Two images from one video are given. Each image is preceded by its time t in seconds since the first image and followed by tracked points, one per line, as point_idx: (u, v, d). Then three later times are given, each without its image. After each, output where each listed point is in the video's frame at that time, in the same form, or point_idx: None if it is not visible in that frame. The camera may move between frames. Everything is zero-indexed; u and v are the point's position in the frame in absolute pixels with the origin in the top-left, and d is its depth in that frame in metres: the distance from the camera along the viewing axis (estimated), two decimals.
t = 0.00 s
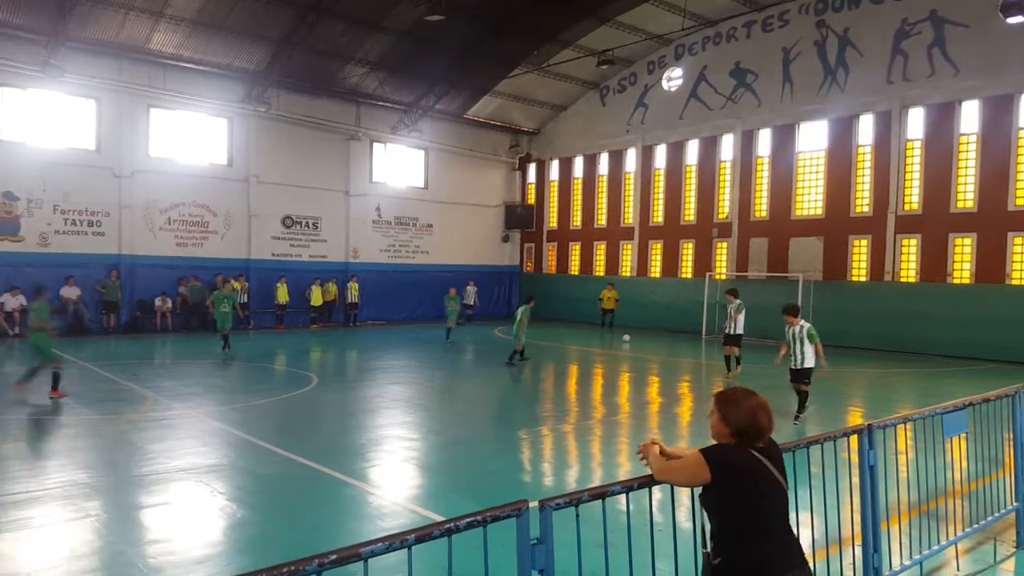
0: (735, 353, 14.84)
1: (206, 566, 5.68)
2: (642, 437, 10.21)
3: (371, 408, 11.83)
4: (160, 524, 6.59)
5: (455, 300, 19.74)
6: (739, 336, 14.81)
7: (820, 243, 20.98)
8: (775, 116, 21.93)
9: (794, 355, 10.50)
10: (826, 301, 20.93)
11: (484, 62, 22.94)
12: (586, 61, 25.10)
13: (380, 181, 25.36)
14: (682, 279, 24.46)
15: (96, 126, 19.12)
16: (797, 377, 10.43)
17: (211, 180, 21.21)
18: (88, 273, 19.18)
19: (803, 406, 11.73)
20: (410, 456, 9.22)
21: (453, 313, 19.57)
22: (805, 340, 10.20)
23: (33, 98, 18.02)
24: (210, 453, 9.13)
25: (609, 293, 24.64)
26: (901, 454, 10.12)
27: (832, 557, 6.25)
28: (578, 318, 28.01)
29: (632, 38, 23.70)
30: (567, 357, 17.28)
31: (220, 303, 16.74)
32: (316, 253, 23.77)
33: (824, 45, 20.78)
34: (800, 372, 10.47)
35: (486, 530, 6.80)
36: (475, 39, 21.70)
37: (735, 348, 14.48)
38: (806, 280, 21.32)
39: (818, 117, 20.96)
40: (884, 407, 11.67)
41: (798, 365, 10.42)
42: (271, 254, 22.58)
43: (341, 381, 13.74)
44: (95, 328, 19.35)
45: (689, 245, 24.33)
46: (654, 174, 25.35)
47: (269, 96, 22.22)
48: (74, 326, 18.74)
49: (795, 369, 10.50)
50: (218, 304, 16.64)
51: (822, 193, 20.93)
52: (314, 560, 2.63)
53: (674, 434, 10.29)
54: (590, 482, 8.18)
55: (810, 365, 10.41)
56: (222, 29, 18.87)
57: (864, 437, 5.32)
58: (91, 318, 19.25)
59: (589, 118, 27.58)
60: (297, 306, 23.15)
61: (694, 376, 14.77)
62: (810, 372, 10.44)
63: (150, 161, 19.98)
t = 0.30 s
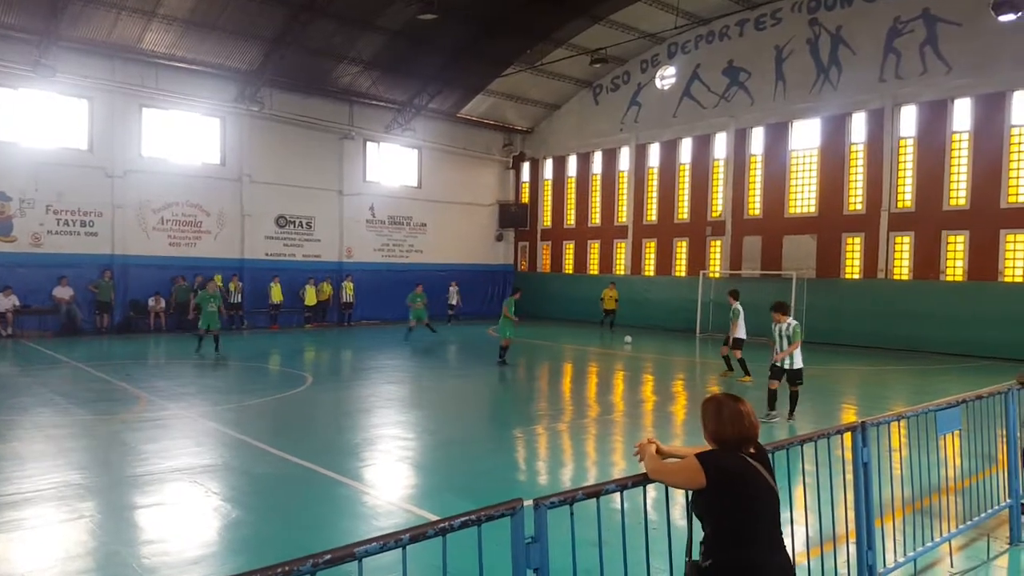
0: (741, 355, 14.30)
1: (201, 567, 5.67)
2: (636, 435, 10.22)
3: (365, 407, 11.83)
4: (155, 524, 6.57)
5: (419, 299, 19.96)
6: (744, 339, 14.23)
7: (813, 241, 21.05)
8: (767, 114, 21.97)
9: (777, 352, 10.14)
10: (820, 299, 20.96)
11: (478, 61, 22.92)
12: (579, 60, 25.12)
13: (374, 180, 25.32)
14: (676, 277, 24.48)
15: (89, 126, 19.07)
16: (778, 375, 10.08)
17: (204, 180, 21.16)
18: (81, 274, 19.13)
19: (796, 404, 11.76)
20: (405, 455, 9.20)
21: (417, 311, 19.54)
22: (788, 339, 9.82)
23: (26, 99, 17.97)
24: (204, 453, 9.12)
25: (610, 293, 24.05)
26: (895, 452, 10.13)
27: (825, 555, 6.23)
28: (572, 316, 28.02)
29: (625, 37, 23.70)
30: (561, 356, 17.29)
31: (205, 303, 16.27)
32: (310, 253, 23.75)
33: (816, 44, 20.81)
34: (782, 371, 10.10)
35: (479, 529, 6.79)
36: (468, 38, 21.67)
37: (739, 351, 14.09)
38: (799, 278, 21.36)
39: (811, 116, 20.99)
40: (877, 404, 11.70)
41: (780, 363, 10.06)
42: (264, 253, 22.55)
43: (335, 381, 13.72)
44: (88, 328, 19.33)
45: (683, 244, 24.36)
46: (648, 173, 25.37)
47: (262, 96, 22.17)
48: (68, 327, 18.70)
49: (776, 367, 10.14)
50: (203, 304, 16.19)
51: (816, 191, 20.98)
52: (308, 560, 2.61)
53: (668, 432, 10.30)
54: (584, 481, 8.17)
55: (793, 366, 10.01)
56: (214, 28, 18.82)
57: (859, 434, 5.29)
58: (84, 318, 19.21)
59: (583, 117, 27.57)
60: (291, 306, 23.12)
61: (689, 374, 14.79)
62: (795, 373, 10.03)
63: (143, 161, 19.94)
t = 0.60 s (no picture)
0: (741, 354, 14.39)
1: (198, 567, 5.67)
2: (632, 434, 10.23)
3: (362, 407, 11.83)
4: (152, 525, 6.57)
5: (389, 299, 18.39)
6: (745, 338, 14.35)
7: (809, 240, 21.09)
8: (763, 113, 21.99)
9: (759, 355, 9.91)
10: (817, 297, 20.99)
11: (474, 60, 22.93)
12: (575, 60, 25.15)
13: (370, 180, 25.31)
14: (673, 276, 24.50)
15: (84, 126, 19.04)
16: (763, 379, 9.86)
17: (200, 180, 21.13)
18: (77, 274, 19.10)
19: (792, 402, 11.79)
20: (401, 455, 9.20)
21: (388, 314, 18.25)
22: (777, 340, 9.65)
23: (21, 99, 17.94)
24: (201, 453, 9.11)
25: (613, 292, 23.57)
26: (891, 450, 10.13)
27: (821, 554, 6.22)
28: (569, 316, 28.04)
29: (620, 36, 23.72)
30: (557, 355, 17.29)
31: (184, 307, 16.20)
32: (306, 252, 23.74)
33: (811, 42, 20.84)
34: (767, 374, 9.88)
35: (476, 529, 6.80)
36: (464, 37, 21.67)
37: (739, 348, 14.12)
38: (796, 277, 21.41)
39: (807, 115, 21.01)
40: (872, 403, 11.72)
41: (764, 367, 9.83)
42: (260, 253, 22.53)
43: (332, 381, 13.71)
44: (84, 329, 19.31)
45: (679, 243, 24.38)
46: (644, 172, 25.39)
47: (257, 96, 22.14)
48: (63, 328, 18.68)
49: (759, 370, 9.92)
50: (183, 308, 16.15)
51: (811, 190, 21.01)
52: (304, 560, 2.60)
53: (663, 431, 10.32)
54: (581, 480, 8.19)
55: (777, 368, 9.85)
56: (209, 28, 18.79)
57: (854, 433, 5.28)
58: (80, 318, 19.20)
59: (579, 116, 27.56)
60: (287, 306, 23.10)
61: (685, 373, 14.80)
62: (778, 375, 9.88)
63: (138, 161, 19.92)
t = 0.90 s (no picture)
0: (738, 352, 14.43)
1: (195, 567, 5.66)
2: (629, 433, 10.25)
3: (359, 407, 11.82)
4: (147, 526, 6.55)
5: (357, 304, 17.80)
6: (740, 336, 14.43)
7: (804, 238, 21.15)
8: (758, 112, 22.03)
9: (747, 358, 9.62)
10: (812, 295, 21.03)
11: (470, 58, 22.91)
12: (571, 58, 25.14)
13: (365, 179, 25.27)
14: (668, 274, 24.54)
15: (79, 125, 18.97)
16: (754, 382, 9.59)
17: (194, 179, 21.05)
18: (71, 275, 19.03)
19: (788, 400, 11.81)
20: (398, 454, 9.19)
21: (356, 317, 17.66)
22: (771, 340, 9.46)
23: (15, 99, 17.86)
24: (196, 453, 9.09)
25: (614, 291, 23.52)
26: (887, 448, 10.16)
27: (817, 551, 6.23)
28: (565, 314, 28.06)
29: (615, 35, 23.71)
30: (554, 354, 17.30)
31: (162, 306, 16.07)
32: (301, 252, 23.68)
33: (807, 41, 20.87)
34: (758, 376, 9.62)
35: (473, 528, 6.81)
36: (460, 36, 21.65)
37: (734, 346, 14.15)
38: (791, 274, 21.47)
39: (802, 113, 21.05)
40: (868, 400, 11.76)
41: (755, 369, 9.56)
42: (256, 253, 22.47)
43: (329, 381, 13.69)
44: (79, 329, 19.26)
45: (675, 241, 24.42)
46: (640, 170, 25.40)
47: (252, 95, 22.07)
48: (58, 328, 18.60)
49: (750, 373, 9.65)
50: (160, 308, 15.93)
51: (807, 188, 21.04)
52: (301, 560, 2.59)
53: (660, 429, 10.33)
54: (578, 478, 8.20)
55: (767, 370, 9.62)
56: (204, 27, 18.72)
57: (851, 430, 5.27)
58: (75, 319, 19.14)
59: (575, 114, 27.53)
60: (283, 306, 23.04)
61: (681, 371, 14.83)
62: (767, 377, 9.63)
63: (133, 161, 19.85)
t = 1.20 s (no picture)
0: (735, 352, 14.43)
1: (193, 569, 5.65)
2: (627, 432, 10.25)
3: (357, 407, 11.82)
4: (147, 528, 6.54)
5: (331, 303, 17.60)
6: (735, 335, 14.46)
7: (802, 237, 21.17)
8: (755, 111, 22.06)
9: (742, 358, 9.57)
10: (811, 294, 21.01)
11: (467, 59, 22.93)
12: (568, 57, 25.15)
13: (363, 180, 25.29)
14: (667, 274, 24.55)
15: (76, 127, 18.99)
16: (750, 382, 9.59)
17: (192, 181, 21.06)
18: (70, 276, 19.04)
19: (787, 399, 11.81)
20: (397, 455, 9.18)
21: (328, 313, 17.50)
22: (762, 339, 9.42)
23: (12, 101, 17.88)
24: (195, 455, 9.08)
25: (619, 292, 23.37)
26: (886, 447, 10.14)
27: (815, 552, 6.21)
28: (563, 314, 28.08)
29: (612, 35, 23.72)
30: (552, 353, 17.31)
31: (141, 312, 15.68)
32: (299, 253, 23.70)
33: (803, 40, 20.90)
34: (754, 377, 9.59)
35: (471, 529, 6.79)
36: (457, 36, 21.66)
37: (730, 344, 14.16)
38: (790, 273, 21.48)
39: (799, 112, 21.06)
40: (867, 399, 11.75)
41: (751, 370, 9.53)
42: (254, 254, 22.49)
43: (327, 381, 13.70)
44: (77, 331, 19.27)
45: (673, 240, 24.43)
46: (638, 170, 25.42)
47: (249, 96, 22.09)
48: (57, 330, 18.60)
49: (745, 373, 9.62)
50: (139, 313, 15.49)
51: (804, 187, 21.05)
52: (299, 561, 2.58)
53: (657, 428, 10.32)
54: (577, 478, 8.20)
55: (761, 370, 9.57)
56: (201, 28, 18.73)
57: (850, 429, 5.23)
58: (74, 321, 19.15)
59: (572, 114, 27.53)
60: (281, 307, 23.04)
61: (679, 370, 14.84)
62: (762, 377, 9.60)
63: (131, 162, 19.87)
